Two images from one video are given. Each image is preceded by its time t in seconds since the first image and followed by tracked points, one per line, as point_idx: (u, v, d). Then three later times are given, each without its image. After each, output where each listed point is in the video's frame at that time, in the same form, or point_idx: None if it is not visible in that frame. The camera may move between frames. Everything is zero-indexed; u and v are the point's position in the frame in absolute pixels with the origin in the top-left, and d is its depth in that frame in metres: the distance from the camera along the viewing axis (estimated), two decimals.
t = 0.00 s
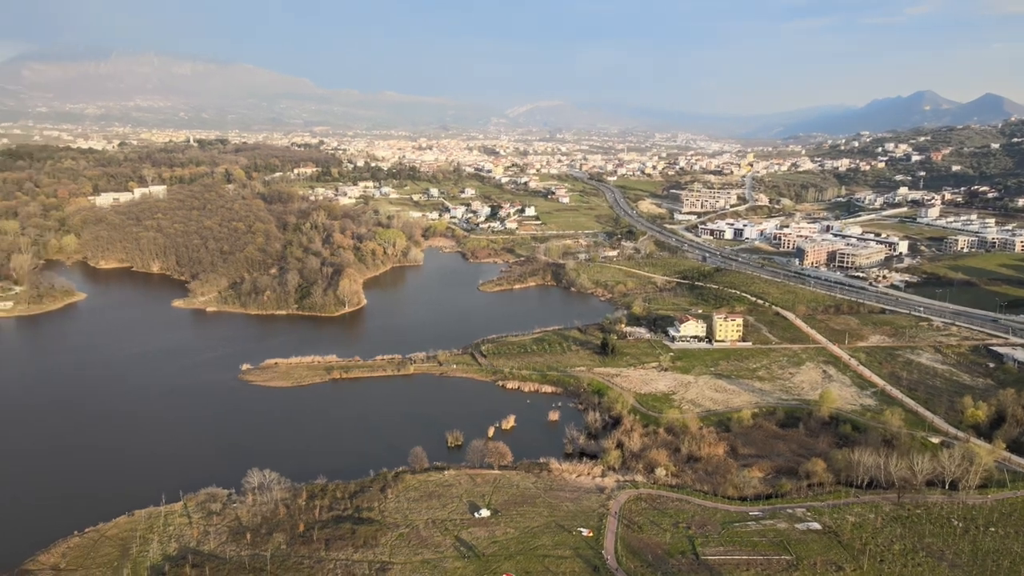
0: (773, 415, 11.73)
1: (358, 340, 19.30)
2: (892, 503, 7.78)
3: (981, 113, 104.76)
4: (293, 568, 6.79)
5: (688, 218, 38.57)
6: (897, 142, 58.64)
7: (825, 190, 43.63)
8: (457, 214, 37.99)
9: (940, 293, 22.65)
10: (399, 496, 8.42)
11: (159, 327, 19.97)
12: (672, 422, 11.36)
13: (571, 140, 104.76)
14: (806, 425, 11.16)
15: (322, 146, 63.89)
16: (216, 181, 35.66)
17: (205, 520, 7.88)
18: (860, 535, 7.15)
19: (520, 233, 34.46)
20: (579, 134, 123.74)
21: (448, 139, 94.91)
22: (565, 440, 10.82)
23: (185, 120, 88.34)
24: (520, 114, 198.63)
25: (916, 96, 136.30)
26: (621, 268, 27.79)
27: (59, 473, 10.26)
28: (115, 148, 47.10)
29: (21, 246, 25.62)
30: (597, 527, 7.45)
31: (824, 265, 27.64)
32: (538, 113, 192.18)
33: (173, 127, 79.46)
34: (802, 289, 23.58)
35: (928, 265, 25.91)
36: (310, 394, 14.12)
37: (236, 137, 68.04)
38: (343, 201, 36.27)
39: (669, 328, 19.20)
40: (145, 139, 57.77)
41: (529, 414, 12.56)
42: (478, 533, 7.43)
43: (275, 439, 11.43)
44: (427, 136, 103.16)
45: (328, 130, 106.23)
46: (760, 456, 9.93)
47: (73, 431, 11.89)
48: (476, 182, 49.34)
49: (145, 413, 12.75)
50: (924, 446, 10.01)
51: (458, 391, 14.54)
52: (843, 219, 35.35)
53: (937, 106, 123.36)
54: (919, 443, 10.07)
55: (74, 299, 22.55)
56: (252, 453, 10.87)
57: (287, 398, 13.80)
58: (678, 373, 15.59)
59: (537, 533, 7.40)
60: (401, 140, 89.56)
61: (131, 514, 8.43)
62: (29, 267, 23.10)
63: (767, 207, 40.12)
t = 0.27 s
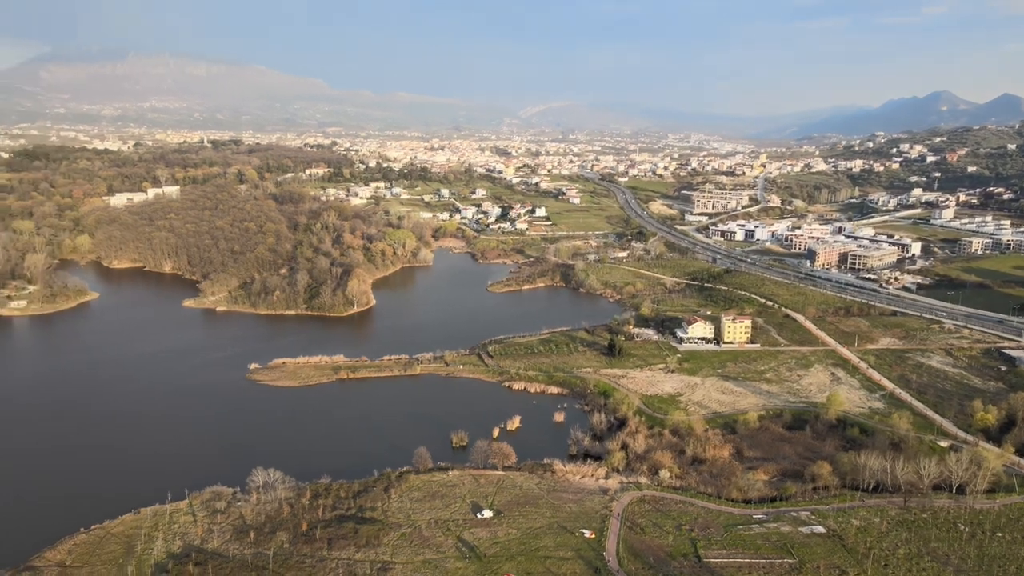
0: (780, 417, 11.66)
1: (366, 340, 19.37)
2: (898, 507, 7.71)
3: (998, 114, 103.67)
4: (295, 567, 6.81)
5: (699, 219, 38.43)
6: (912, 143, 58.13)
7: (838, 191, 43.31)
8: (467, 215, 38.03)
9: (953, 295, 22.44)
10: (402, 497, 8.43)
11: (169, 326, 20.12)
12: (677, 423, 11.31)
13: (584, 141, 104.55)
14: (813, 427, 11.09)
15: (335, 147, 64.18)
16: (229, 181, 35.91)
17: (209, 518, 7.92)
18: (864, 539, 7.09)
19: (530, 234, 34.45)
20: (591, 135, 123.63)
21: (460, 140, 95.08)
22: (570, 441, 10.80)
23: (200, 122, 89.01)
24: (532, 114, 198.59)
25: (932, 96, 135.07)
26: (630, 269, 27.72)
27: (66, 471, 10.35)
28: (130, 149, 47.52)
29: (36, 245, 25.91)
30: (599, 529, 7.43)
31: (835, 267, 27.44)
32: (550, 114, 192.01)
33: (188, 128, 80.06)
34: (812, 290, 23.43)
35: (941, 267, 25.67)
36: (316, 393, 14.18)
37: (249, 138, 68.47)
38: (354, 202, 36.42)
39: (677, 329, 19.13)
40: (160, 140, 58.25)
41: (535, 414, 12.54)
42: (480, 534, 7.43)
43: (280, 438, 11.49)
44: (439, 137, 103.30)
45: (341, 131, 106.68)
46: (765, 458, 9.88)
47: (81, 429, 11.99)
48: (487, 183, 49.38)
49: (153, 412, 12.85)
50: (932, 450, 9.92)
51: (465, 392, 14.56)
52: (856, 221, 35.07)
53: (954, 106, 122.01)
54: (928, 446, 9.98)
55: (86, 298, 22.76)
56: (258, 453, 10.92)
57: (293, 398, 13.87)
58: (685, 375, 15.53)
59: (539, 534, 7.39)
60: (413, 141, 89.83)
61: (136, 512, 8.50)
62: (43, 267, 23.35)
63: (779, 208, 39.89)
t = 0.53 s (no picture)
0: (786, 420, 11.59)
1: (373, 341, 19.41)
2: (904, 511, 7.64)
3: (1017, 114, 102.47)
4: (297, 566, 6.83)
5: (710, 220, 38.26)
6: (928, 143, 57.59)
7: (851, 192, 42.97)
8: (477, 216, 38.05)
9: (965, 298, 22.23)
10: (406, 496, 8.45)
11: (179, 326, 20.26)
12: (683, 425, 11.26)
13: (597, 142, 104.34)
14: (820, 430, 11.00)
15: (347, 148, 64.38)
16: (241, 182, 36.15)
17: (214, 516, 7.96)
18: (869, 543, 7.04)
19: (540, 235, 34.43)
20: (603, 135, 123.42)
21: (472, 141, 95.09)
22: (574, 443, 10.79)
23: (214, 123, 89.62)
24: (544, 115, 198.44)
25: (948, 97, 133.77)
26: (639, 270, 27.64)
27: (74, 469, 10.44)
28: (145, 150, 47.95)
29: (50, 245, 26.18)
30: (601, 531, 7.41)
31: (847, 269, 27.23)
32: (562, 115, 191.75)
33: (203, 130, 80.64)
34: (823, 292, 23.28)
35: (954, 269, 25.43)
36: (324, 393, 14.24)
37: (262, 139, 68.90)
38: (365, 203, 36.54)
39: (685, 331, 19.06)
40: (174, 141, 58.63)
41: (540, 416, 12.53)
42: (482, 535, 7.43)
43: (286, 437, 11.55)
44: (452, 138, 103.43)
45: (353, 132, 107.07)
46: (771, 461, 9.82)
47: (90, 428, 12.09)
48: (498, 184, 49.41)
49: (161, 411, 12.93)
50: (940, 453, 9.83)
51: (471, 392, 14.57)
52: (869, 222, 34.80)
53: (971, 107, 120.75)
54: (935, 450, 9.89)
55: (99, 297, 22.96)
56: (267, 451, 11.02)
57: (300, 397, 13.94)
58: (693, 377, 15.47)
59: (540, 535, 7.38)
60: (426, 142, 90.01)
61: (142, 510, 8.57)
62: (56, 267, 23.59)
63: (792, 209, 39.65)
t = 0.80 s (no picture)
0: (793, 423, 11.51)
1: (381, 341, 19.47)
2: (910, 516, 7.57)
3: None
4: (299, 565, 6.86)
5: (722, 221, 38.06)
6: (944, 145, 57.03)
7: (865, 194, 42.61)
8: (488, 217, 38.08)
9: (978, 301, 22.00)
10: (409, 497, 8.47)
11: (190, 326, 20.41)
12: (688, 427, 11.22)
13: (609, 143, 104.14)
14: (827, 434, 10.93)
15: (359, 149, 64.59)
16: (253, 183, 36.39)
17: (218, 515, 8.01)
18: (873, 548, 6.98)
19: (550, 236, 34.41)
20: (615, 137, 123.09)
21: (485, 142, 95.18)
22: (579, 444, 10.77)
23: (229, 125, 90.32)
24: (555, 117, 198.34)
25: (965, 97, 132.36)
26: (649, 271, 27.55)
27: (81, 467, 10.54)
28: (159, 151, 48.40)
29: (64, 245, 26.47)
30: (604, 533, 7.39)
31: (858, 271, 27.02)
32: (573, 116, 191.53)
33: (218, 131, 81.30)
34: (833, 294, 23.12)
35: (967, 271, 25.17)
36: (331, 394, 14.29)
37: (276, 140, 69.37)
38: (376, 204, 36.66)
39: (693, 333, 18.98)
40: (189, 142, 59.13)
41: (546, 417, 12.52)
42: (484, 536, 7.43)
43: (292, 437, 11.60)
44: (464, 139, 103.57)
45: (366, 133, 107.47)
46: (776, 464, 9.76)
47: (98, 426, 12.19)
48: (509, 185, 49.42)
49: (169, 410, 13.02)
50: (948, 458, 9.73)
51: (477, 393, 14.57)
52: (882, 224, 34.51)
53: (988, 108, 119.42)
54: (944, 454, 9.79)
55: (111, 297, 23.17)
56: (273, 450, 11.10)
57: (307, 397, 14.00)
58: (700, 379, 15.39)
59: (543, 537, 7.37)
60: (438, 143, 90.24)
61: (147, 508, 8.63)
62: (70, 267, 23.83)
63: (804, 211, 39.40)
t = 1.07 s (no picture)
0: (800, 426, 11.44)
1: (389, 342, 19.52)
2: (917, 521, 7.50)
3: None
4: (302, 565, 6.89)
5: (733, 223, 37.88)
6: (960, 146, 56.48)
7: (878, 196, 42.26)
8: (499, 219, 38.10)
9: (991, 304, 21.77)
10: (412, 498, 8.48)
11: (200, 326, 20.56)
12: (694, 430, 11.17)
13: (622, 145, 103.84)
14: (834, 437, 10.83)
15: (372, 151, 64.80)
16: (266, 184, 36.62)
17: (223, 514, 8.05)
18: (879, 553, 6.92)
19: (560, 238, 34.39)
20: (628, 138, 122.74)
21: (497, 143, 95.27)
22: (584, 446, 10.74)
23: (243, 127, 91.00)
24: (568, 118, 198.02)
25: (982, 99, 131.00)
26: (659, 274, 27.46)
27: (88, 465, 10.63)
28: (175, 152, 48.85)
29: (79, 246, 26.74)
30: (607, 536, 7.37)
31: (870, 273, 26.82)
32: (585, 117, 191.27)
33: (232, 133, 81.96)
34: (844, 297, 22.96)
35: (981, 274, 24.90)
36: (338, 394, 14.35)
37: (289, 142, 69.78)
38: (387, 206, 36.78)
39: (702, 335, 18.89)
40: (204, 144, 59.65)
41: (552, 419, 12.50)
42: (487, 537, 7.43)
43: (298, 437, 11.67)
44: (476, 141, 103.70)
45: (378, 135, 107.83)
46: (783, 468, 9.69)
47: (106, 425, 12.29)
48: (520, 187, 49.43)
49: (176, 409, 13.11)
50: (957, 463, 9.63)
51: (484, 395, 14.59)
52: (895, 227, 34.22)
53: (1006, 109, 118.14)
54: (953, 459, 9.69)
55: (124, 297, 23.36)
56: (279, 450, 11.16)
57: (315, 397, 14.07)
58: (707, 382, 15.31)
59: (545, 539, 7.36)
60: (450, 145, 90.43)
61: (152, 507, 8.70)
62: (84, 267, 24.06)
63: (816, 213, 39.13)
